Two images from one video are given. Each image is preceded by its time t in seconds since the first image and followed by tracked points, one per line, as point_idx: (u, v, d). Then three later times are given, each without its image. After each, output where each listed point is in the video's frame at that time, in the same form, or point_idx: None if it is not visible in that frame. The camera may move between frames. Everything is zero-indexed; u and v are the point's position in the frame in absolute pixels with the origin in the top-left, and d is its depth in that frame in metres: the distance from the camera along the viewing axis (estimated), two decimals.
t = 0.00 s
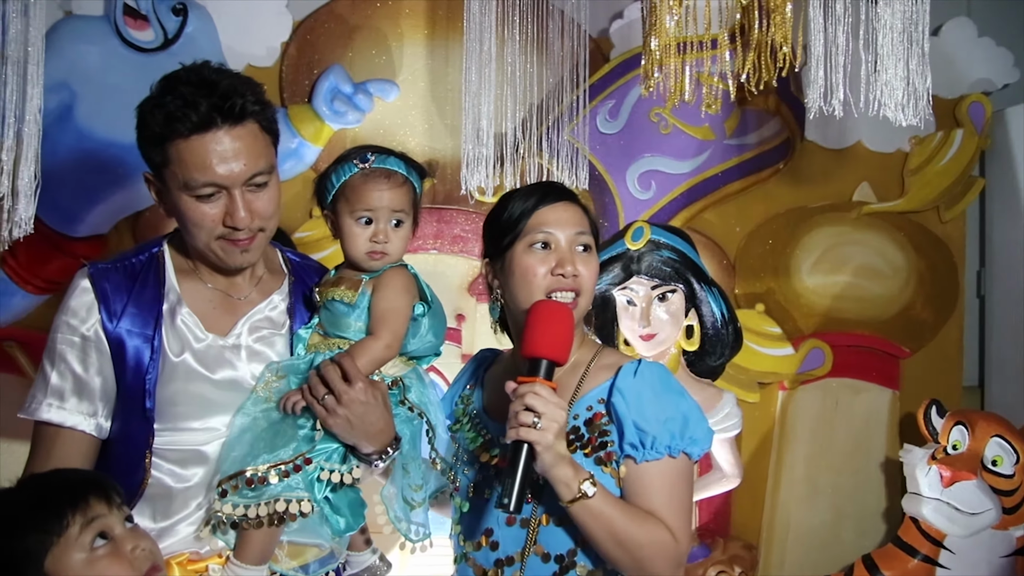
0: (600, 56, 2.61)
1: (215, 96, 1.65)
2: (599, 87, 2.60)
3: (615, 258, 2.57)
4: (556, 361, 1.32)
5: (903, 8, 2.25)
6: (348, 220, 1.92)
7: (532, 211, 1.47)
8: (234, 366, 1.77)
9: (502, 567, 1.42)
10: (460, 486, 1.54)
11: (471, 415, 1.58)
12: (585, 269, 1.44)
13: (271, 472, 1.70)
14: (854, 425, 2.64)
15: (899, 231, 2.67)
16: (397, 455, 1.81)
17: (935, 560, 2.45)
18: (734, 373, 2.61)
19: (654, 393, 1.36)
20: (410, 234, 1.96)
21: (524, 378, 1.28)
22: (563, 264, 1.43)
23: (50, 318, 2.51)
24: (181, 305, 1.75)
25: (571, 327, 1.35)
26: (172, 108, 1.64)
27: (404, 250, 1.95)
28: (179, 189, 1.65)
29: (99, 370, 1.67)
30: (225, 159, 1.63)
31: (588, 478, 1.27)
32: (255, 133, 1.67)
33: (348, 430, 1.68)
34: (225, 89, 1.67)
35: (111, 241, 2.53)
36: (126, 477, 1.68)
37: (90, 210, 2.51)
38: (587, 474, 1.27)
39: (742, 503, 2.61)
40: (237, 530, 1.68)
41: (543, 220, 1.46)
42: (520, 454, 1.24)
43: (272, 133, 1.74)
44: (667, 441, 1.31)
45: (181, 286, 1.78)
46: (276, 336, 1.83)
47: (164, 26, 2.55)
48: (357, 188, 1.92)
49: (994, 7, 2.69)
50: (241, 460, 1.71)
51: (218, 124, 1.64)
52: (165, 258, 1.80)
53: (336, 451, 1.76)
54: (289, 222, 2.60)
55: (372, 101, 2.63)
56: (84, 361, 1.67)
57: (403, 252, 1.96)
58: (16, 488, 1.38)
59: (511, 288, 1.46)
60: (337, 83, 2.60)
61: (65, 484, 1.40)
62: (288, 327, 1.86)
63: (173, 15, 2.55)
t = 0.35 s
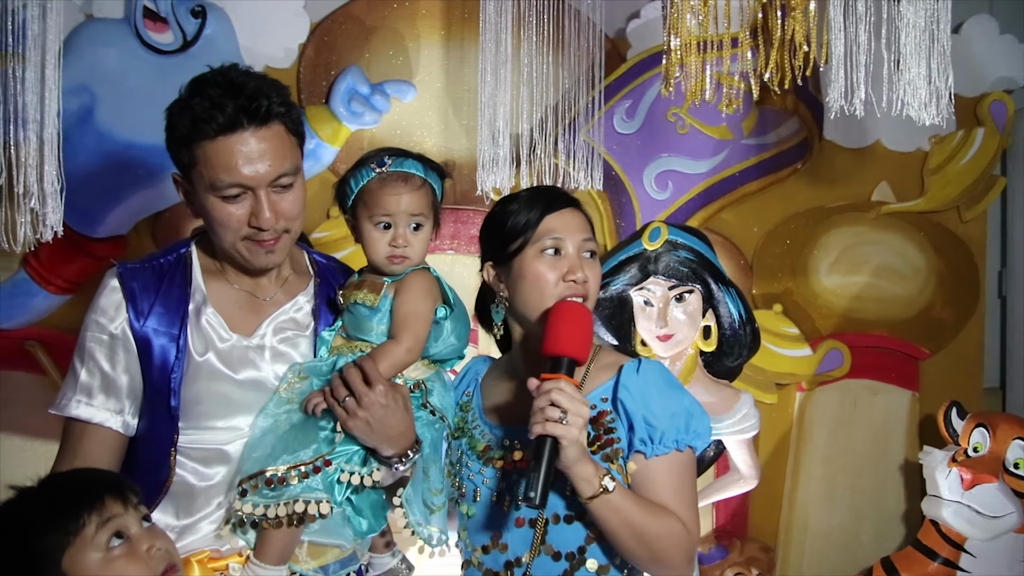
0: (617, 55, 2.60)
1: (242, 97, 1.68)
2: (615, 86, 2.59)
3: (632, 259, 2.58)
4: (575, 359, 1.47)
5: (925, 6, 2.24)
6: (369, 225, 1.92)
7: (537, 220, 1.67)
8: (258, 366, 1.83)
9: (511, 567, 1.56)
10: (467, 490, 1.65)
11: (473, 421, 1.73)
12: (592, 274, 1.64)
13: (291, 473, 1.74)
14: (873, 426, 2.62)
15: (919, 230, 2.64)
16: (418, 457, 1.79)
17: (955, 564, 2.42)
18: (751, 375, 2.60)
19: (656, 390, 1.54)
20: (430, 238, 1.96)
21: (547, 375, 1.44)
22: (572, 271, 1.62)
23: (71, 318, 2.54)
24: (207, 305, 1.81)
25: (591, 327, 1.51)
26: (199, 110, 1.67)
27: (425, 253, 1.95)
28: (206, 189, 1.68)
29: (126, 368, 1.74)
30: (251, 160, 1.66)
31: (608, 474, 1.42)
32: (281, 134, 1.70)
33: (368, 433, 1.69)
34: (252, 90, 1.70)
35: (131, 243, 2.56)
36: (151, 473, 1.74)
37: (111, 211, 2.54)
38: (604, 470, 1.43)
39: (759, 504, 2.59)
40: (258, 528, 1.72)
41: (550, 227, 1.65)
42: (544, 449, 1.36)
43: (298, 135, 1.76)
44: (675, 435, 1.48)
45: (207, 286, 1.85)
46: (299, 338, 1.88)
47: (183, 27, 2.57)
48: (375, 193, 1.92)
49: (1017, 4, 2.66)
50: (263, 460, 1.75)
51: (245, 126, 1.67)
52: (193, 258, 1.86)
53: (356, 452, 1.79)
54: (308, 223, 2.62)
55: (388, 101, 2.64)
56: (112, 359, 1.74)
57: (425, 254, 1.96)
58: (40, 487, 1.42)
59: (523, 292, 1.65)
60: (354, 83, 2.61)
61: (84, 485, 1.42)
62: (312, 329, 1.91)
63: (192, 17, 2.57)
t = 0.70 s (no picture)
0: (647, 38, 2.38)
1: (261, 89, 1.58)
2: (644, 73, 2.38)
3: (664, 260, 2.37)
4: (605, 367, 1.35)
5: None
6: (391, 231, 1.75)
7: (543, 220, 1.57)
8: (267, 375, 1.71)
9: None
10: (485, 516, 1.58)
11: (484, 441, 1.62)
12: (608, 270, 1.55)
13: (301, 492, 1.60)
14: (931, 446, 2.40)
15: (982, 229, 2.40)
16: (436, 478, 1.65)
17: None
18: (793, 387, 2.40)
19: (686, 397, 1.48)
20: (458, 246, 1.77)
21: (579, 386, 1.32)
22: (588, 268, 1.53)
23: (54, 324, 2.35)
24: (213, 309, 1.70)
25: (616, 332, 1.40)
26: (215, 101, 1.57)
27: (452, 261, 1.77)
28: (219, 185, 1.59)
29: (123, 375, 1.63)
30: (268, 157, 1.56)
31: (650, 491, 1.37)
32: (302, 131, 1.60)
33: (386, 451, 1.57)
34: (272, 81, 1.60)
35: (119, 243, 2.37)
36: (147, 488, 1.63)
37: (99, 207, 2.35)
38: (647, 487, 1.38)
39: (803, 528, 2.41)
40: (264, 552, 1.59)
41: (562, 223, 1.57)
42: (586, 463, 1.25)
43: (319, 132, 1.66)
44: (710, 443, 1.43)
45: (214, 287, 1.73)
46: (312, 346, 1.76)
47: (176, 10, 2.36)
48: (398, 197, 1.74)
49: None
50: (271, 477, 1.62)
51: (263, 121, 1.57)
52: (199, 258, 1.74)
53: (372, 472, 1.64)
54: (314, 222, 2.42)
55: (398, 89, 2.43)
56: (109, 364, 1.62)
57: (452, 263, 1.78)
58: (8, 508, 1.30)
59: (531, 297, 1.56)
60: (362, 70, 2.41)
61: (64, 506, 1.32)
62: (325, 337, 1.78)
63: None
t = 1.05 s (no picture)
0: (667, 35, 2.29)
1: (270, 97, 1.49)
2: (664, 71, 2.29)
3: (685, 266, 2.28)
4: (616, 381, 1.26)
5: None
6: (402, 233, 1.65)
7: (547, 223, 1.49)
8: (274, 383, 1.61)
9: None
10: (494, 533, 1.47)
11: (493, 455, 1.52)
12: (615, 277, 1.45)
13: (308, 505, 1.53)
14: (968, 461, 2.29)
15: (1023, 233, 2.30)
16: (444, 492, 1.54)
17: None
18: (822, 399, 2.30)
19: (703, 409, 1.37)
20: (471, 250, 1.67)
21: (591, 403, 1.23)
22: (592, 275, 1.44)
23: (52, 332, 2.26)
24: (218, 315, 1.60)
25: (628, 344, 1.30)
26: (222, 105, 1.48)
27: (465, 266, 1.67)
28: (215, 190, 1.50)
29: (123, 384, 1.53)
30: (267, 169, 1.47)
31: (665, 509, 1.27)
32: (306, 146, 1.51)
33: (395, 464, 1.49)
34: (284, 90, 1.51)
35: (119, 248, 2.28)
36: (148, 504, 1.53)
37: (98, 211, 2.27)
38: (662, 506, 1.28)
39: (832, 547, 2.31)
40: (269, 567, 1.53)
41: (566, 227, 1.48)
42: (599, 481, 1.16)
43: (328, 149, 1.57)
44: (729, 457, 1.31)
45: (218, 293, 1.63)
46: (319, 354, 1.65)
47: (179, 6, 2.28)
48: (410, 199, 1.64)
49: None
50: (277, 490, 1.54)
51: (265, 132, 1.48)
52: (202, 261, 1.65)
53: (381, 485, 1.56)
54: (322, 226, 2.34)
55: (409, 88, 2.35)
56: (108, 373, 1.52)
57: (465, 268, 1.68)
58: (56, 503, 1.18)
59: (537, 302, 1.47)
60: (371, 68, 2.32)
61: (84, 522, 1.16)
62: (334, 345, 1.68)
63: None
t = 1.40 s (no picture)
0: (675, 42, 2.30)
1: (275, 110, 1.50)
2: (671, 77, 2.30)
3: (693, 272, 2.25)
4: (614, 391, 1.25)
5: None
6: (399, 238, 1.64)
7: (550, 225, 1.48)
8: (275, 390, 1.62)
9: None
10: (496, 540, 1.48)
11: (497, 462, 1.53)
12: (613, 285, 1.45)
13: (308, 513, 1.51)
14: (977, 469, 2.30)
15: None
16: (448, 498, 1.53)
17: None
18: (831, 406, 2.31)
19: (706, 416, 1.36)
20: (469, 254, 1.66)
21: (589, 415, 1.22)
22: (590, 282, 1.43)
23: (60, 338, 2.27)
24: (218, 324, 1.61)
25: (624, 352, 1.29)
26: (225, 119, 1.49)
27: (464, 270, 1.66)
28: (219, 205, 1.51)
29: (120, 391, 1.56)
30: (273, 183, 1.48)
31: (670, 518, 1.26)
32: (312, 159, 1.52)
33: (395, 472, 1.48)
34: (289, 104, 1.51)
35: (128, 254, 2.29)
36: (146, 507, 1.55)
37: (105, 218, 2.28)
38: (667, 515, 1.26)
39: (841, 555, 2.32)
40: None
41: (565, 233, 1.47)
42: (602, 493, 1.17)
43: (334, 160, 1.57)
44: (733, 465, 1.30)
45: (221, 302, 1.65)
46: (321, 361, 1.66)
47: (188, 14, 2.30)
48: (406, 205, 1.64)
49: None
50: (277, 498, 1.53)
51: (270, 146, 1.48)
52: (205, 270, 1.66)
53: (382, 493, 1.55)
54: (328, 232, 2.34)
55: (417, 95, 2.36)
56: (108, 380, 1.55)
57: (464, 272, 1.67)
58: (95, 501, 1.14)
59: (536, 308, 1.46)
60: (378, 75, 2.33)
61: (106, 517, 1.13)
62: (336, 351, 1.69)
63: (197, 2, 2.30)
